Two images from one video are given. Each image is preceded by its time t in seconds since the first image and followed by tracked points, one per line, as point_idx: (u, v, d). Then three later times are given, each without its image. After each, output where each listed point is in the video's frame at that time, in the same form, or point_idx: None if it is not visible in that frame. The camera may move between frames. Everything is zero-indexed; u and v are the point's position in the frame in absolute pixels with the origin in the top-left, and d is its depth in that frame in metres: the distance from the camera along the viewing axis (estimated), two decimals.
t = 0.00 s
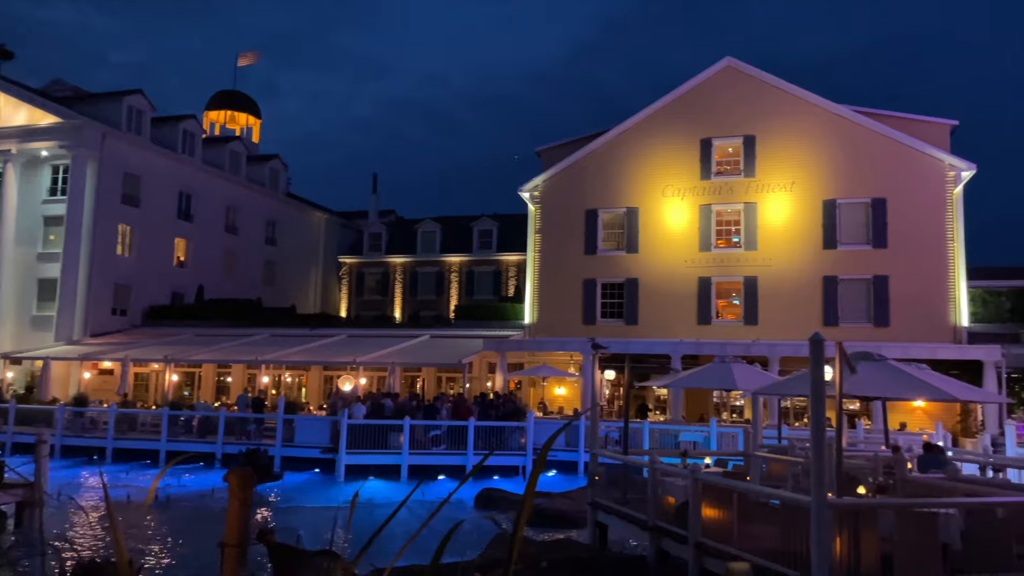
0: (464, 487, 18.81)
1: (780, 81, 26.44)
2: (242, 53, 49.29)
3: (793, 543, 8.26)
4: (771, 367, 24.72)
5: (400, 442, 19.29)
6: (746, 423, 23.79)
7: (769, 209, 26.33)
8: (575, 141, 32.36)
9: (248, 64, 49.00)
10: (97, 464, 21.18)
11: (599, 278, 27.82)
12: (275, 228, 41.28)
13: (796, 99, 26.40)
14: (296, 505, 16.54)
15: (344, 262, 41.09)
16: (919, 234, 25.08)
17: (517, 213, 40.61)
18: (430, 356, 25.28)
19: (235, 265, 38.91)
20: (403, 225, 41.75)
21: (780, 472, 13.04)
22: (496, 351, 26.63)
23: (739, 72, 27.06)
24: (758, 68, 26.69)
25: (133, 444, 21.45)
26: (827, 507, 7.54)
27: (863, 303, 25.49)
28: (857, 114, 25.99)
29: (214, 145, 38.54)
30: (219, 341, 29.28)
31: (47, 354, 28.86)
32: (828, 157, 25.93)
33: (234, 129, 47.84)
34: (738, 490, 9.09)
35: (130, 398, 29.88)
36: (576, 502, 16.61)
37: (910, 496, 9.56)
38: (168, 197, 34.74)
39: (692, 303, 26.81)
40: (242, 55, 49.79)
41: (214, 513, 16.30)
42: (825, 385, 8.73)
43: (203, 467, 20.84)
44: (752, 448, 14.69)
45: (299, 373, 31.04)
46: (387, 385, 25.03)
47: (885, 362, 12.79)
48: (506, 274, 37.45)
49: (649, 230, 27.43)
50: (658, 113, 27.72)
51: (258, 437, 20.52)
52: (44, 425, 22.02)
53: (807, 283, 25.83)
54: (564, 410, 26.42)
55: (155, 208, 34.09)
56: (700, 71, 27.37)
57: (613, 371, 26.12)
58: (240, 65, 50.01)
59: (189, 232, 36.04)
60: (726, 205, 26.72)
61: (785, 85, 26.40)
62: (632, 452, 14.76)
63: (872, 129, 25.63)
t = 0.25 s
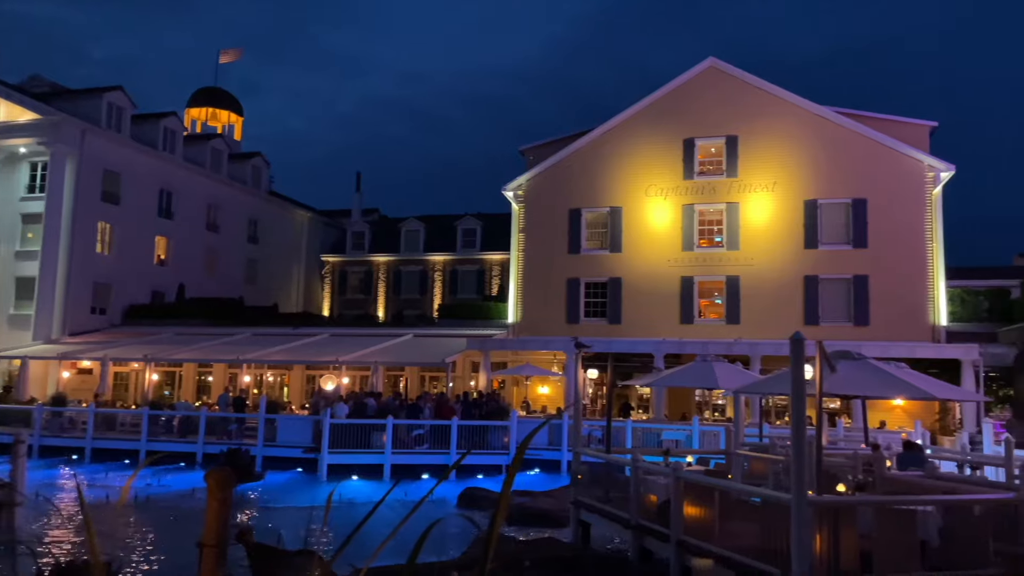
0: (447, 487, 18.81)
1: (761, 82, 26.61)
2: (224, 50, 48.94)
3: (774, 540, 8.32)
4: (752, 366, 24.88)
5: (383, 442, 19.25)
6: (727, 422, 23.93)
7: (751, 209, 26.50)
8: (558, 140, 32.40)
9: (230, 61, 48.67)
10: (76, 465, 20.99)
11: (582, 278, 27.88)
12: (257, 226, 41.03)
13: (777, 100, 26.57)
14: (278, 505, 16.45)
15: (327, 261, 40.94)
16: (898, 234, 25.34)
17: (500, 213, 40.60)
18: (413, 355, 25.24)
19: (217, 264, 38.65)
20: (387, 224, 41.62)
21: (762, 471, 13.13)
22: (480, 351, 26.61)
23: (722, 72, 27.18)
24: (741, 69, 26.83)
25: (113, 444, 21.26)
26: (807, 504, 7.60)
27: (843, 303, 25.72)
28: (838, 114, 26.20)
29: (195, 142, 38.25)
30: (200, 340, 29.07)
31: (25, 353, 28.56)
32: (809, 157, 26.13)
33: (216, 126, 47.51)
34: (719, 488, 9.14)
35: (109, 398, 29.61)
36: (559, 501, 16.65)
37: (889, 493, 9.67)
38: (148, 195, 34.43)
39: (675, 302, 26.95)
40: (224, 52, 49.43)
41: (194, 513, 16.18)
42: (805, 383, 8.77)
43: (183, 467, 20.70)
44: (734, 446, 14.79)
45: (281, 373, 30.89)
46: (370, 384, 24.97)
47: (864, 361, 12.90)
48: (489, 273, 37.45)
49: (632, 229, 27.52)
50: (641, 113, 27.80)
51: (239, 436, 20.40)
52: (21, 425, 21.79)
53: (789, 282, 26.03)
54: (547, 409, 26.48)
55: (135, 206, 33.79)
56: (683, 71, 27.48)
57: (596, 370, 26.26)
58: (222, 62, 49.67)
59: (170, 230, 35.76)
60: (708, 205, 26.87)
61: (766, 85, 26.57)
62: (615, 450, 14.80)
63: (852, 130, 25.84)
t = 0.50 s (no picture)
0: (430, 486, 18.79)
1: (743, 83, 26.76)
2: (206, 47, 48.56)
3: (754, 539, 8.38)
4: (734, 365, 25.02)
5: (365, 441, 19.18)
6: (709, 421, 24.06)
7: (733, 209, 26.65)
8: (542, 140, 32.42)
9: (211, 59, 48.29)
10: (53, 465, 20.77)
11: (565, 277, 27.92)
12: (238, 225, 40.73)
13: (759, 100, 26.72)
14: (259, 505, 16.34)
15: (309, 259, 40.50)
16: (878, 234, 25.57)
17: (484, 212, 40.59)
18: (396, 354, 25.17)
19: (197, 262, 38.34)
20: (369, 222, 41.46)
21: (743, 469, 13.23)
22: (463, 350, 26.57)
23: (705, 72, 27.29)
24: (723, 69, 26.97)
25: (92, 444, 21.05)
26: (787, 503, 7.66)
27: (824, 302, 25.93)
28: (819, 115, 26.40)
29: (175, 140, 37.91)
30: (180, 340, 28.83)
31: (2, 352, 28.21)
32: (791, 158, 26.30)
33: (197, 124, 47.13)
34: (700, 487, 9.19)
35: (88, 397, 29.32)
36: (542, 500, 16.67)
37: (869, 491, 9.78)
38: (128, 193, 34.09)
39: (658, 301, 27.05)
40: (206, 49, 49.05)
41: (174, 514, 16.04)
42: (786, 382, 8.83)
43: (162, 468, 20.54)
44: (715, 445, 14.87)
45: (262, 372, 30.71)
46: (353, 383, 24.88)
47: (844, 360, 13.03)
48: (472, 273, 37.41)
49: (615, 229, 27.59)
50: (624, 113, 27.87)
51: (220, 436, 20.26)
52: None
53: (770, 282, 26.20)
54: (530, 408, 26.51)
55: (115, 204, 33.44)
56: (665, 72, 27.57)
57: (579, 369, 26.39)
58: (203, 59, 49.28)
59: (150, 229, 35.43)
60: (691, 205, 26.98)
61: (748, 86, 26.72)
62: (597, 449, 14.83)
63: (833, 131, 26.04)
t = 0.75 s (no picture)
0: (412, 486, 18.77)
1: (725, 83, 26.91)
2: (187, 44, 48.17)
3: (734, 537, 8.43)
4: (715, 364, 25.15)
5: (347, 441, 19.10)
6: (691, 420, 24.18)
7: (715, 209, 26.79)
8: (525, 139, 32.42)
9: (192, 56, 47.91)
10: (31, 465, 20.52)
11: (549, 276, 27.95)
12: (219, 223, 40.41)
13: (740, 101, 26.88)
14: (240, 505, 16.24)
15: (291, 258, 40.16)
16: (858, 235, 25.81)
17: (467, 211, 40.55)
18: (378, 353, 25.10)
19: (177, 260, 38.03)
20: (352, 221, 41.28)
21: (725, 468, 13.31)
22: (446, 349, 26.53)
23: (687, 73, 27.41)
24: (705, 70, 27.10)
25: (70, 444, 20.83)
26: (767, 501, 7.71)
27: (805, 302, 26.13)
28: (800, 116, 26.59)
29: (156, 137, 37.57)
30: (160, 339, 28.56)
31: None
32: (772, 159, 26.49)
33: (177, 121, 46.74)
34: (681, 485, 9.23)
35: (65, 397, 28.99)
36: (524, 499, 16.68)
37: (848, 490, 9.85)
38: (107, 190, 33.75)
39: (640, 300, 27.14)
40: (186, 46, 48.66)
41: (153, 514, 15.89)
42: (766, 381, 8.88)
43: (141, 468, 20.35)
44: (697, 444, 14.93)
45: (243, 372, 30.50)
46: (335, 382, 24.79)
47: (824, 359, 13.14)
48: (456, 272, 37.37)
49: (598, 229, 27.66)
50: (608, 113, 27.94)
51: (200, 436, 20.10)
52: None
53: (751, 282, 26.37)
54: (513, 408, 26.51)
55: (94, 202, 33.09)
56: (648, 72, 27.68)
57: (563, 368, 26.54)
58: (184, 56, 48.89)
59: (129, 227, 35.09)
60: (673, 205, 27.10)
61: (730, 87, 26.87)
62: (580, 448, 14.86)
63: (814, 132, 26.24)
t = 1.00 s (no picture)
0: (394, 485, 18.74)
1: (708, 84, 27.04)
2: (167, 40, 47.77)
3: (715, 535, 8.49)
4: (697, 363, 25.27)
5: (329, 441, 19.01)
6: (673, 419, 24.30)
7: (697, 209, 26.92)
8: (508, 139, 32.44)
9: (173, 52, 47.51)
10: (7, 466, 20.27)
11: (532, 275, 27.98)
12: (200, 221, 40.09)
13: (722, 102, 27.03)
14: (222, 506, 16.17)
15: (273, 257, 39.86)
16: (838, 235, 26.03)
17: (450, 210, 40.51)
18: (361, 352, 25.03)
19: (157, 259, 37.70)
20: (334, 220, 41.11)
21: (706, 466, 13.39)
22: (429, 349, 26.49)
23: (670, 73, 27.53)
24: (688, 71, 27.22)
25: (47, 444, 20.59)
26: (748, 499, 7.76)
27: (785, 302, 26.33)
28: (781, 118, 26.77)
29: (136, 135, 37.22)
30: (139, 338, 28.28)
31: None
32: (754, 159, 26.66)
33: (158, 118, 46.34)
34: (663, 484, 9.29)
35: (43, 397, 28.64)
36: (507, 498, 16.71)
37: (827, 488, 9.94)
38: (86, 188, 33.39)
39: (623, 300, 27.23)
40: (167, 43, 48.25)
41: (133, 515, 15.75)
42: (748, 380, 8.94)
43: (120, 469, 20.16)
44: (679, 443, 15.00)
45: (224, 371, 30.30)
46: (317, 382, 24.69)
47: (804, 358, 13.26)
48: (439, 271, 37.32)
49: (581, 228, 27.71)
50: (591, 113, 28.00)
51: (180, 437, 19.94)
52: None
53: (733, 282, 26.53)
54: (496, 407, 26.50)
55: (72, 199, 32.72)
56: (631, 73, 27.76)
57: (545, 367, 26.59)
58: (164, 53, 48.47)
59: (108, 225, 34.75)
60: (656, 205, 27.21)
61: (712, 87, 27.01)
62: (562, 447, 14.91)
63: (795, 133, 26.43)
